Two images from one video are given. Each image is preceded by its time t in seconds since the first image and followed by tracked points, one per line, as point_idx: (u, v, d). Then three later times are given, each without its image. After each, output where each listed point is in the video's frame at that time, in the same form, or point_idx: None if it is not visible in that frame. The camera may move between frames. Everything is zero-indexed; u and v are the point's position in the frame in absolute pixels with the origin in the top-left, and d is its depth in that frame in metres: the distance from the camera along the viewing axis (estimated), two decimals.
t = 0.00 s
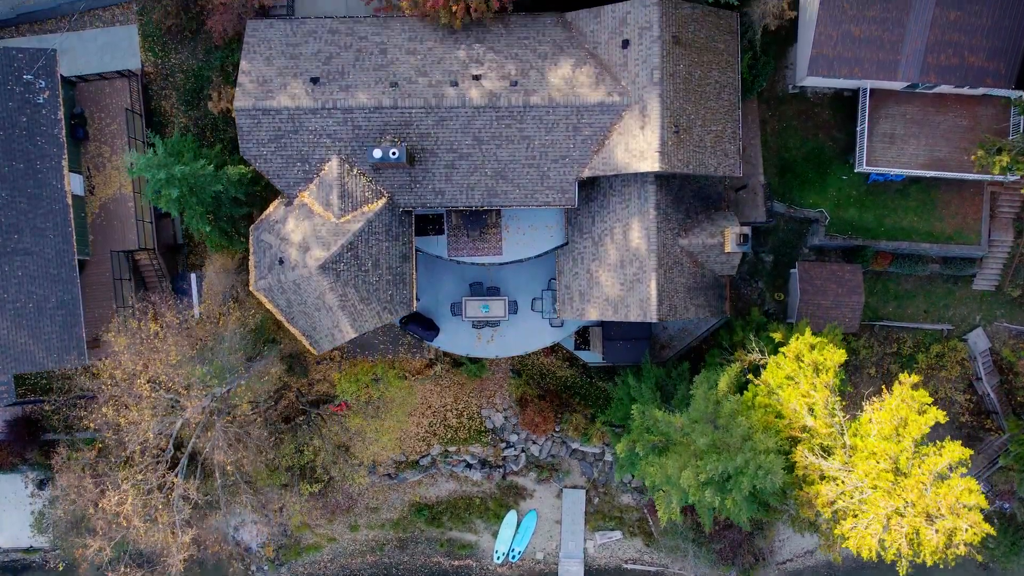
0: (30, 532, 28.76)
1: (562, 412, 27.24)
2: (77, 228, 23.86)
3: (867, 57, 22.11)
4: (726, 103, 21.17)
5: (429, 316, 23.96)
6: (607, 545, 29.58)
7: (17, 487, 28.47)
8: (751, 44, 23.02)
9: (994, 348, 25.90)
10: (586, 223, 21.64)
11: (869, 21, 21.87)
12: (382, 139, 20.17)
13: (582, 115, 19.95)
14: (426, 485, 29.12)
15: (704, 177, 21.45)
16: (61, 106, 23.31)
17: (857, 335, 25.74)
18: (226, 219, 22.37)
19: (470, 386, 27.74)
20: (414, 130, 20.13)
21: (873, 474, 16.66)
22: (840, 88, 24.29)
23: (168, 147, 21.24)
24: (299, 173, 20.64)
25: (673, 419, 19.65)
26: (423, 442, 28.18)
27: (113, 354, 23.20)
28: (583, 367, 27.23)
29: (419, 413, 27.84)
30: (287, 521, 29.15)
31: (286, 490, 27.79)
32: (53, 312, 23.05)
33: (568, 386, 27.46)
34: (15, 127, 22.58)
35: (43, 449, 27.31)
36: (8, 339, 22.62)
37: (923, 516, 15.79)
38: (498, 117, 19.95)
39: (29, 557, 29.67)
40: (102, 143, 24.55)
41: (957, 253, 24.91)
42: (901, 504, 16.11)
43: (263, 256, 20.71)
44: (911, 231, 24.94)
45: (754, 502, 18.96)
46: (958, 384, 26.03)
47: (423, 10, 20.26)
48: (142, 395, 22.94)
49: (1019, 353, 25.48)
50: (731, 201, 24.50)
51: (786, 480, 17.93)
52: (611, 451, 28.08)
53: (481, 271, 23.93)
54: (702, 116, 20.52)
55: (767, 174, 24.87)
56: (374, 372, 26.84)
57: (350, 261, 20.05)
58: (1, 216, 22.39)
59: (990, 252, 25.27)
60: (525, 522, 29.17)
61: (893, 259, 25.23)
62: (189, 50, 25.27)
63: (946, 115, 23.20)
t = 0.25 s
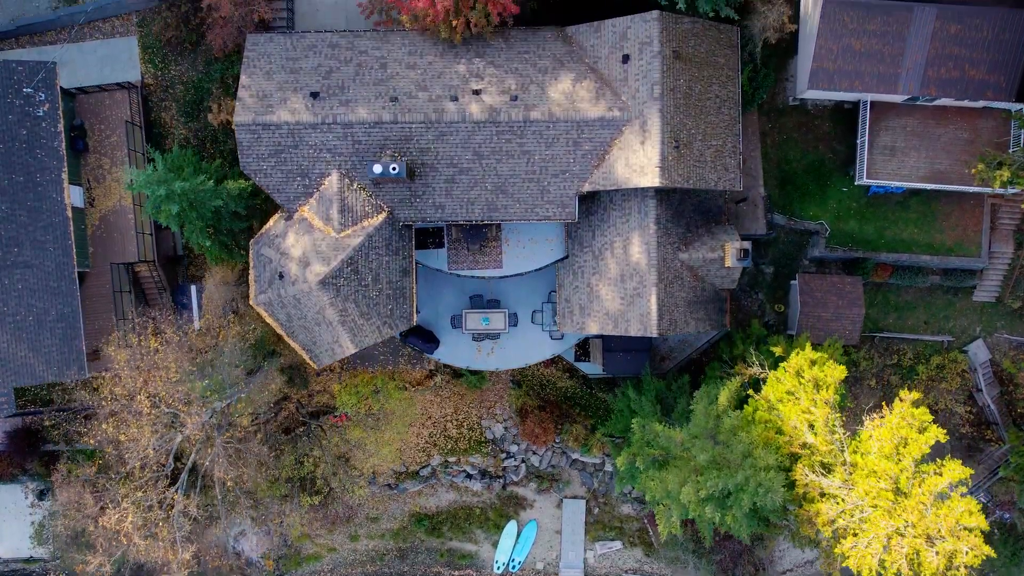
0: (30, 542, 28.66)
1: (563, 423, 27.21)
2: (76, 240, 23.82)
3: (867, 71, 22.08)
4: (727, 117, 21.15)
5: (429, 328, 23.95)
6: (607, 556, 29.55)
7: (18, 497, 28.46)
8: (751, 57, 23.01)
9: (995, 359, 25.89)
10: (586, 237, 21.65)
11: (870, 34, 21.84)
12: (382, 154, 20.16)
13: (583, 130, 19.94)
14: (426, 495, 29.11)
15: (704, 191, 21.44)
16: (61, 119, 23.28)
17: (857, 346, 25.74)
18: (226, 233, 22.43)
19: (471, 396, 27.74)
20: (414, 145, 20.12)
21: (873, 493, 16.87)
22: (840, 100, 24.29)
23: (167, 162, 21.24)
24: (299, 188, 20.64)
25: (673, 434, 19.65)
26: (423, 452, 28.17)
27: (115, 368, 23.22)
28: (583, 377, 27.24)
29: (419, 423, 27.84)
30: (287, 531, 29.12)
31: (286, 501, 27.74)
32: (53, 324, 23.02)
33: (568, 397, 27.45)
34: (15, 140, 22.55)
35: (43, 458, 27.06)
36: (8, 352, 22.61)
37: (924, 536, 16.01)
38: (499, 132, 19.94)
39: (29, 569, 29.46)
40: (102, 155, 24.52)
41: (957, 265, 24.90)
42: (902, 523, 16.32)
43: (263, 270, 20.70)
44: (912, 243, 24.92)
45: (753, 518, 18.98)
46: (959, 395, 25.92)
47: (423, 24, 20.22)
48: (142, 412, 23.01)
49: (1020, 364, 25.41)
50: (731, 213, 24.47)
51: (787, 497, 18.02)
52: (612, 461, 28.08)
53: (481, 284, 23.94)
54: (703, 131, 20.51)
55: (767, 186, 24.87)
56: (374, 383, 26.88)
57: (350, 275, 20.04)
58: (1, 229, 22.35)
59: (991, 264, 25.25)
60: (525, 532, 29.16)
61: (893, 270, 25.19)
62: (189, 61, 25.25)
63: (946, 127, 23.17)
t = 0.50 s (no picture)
0: (30, 554, 28.57)
1: (563, 434, 27.18)
2: (76, 253, 23.77)
3: (867, 85, 22.06)
4: (727, 132, 21.14)
5: (429, 341, 23.96)
6: (607, 566, 29.52)
7: (18, 508, 28.44)
8: (751, 71, 23.00)
9: (995, 370, 25.84)
10: (586, 252, 21.65)
11: (870, 49, 21.79)
12: (382, 170, 20.15)
13: (583, 146, 19.92)
14: (426, 506, 29.09)
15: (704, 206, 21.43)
16: (61, 132, 23.24)
17: (857, 358, 25.74)
18: (227, 247, 22.50)
19: (471, 407, 27.71)
20: (414, 161, 20.10)
21: (873, 512, 16.94)
22: (840, 113, 24.28)
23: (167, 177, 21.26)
24: (299, 203, 20.63)
25: (674, 450, 19.64)
26: (423, 463, 28.15)
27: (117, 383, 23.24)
28: (583, 389, 27.22)
29: (419, 434, 27.82)
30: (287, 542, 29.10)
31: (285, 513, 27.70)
32: (53, 338, 22.99)
33: (568, 408, 27.43)
34: (15, 154, 22.54)
35: (44, 470, 26.82)
36: (8, 366, 22.61)
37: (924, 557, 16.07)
38: (499, 148, 19.91)
39: None
40: (102, 168, 24.40)
41: (958, 278, 24.89)
42: (902, 544, 16.37)
43: (263, 285, 20.69)
44: (912, 255, 24.91)
45: (753, 536, 18.95)
46: (960, 407, 25.68)
47: (423, 39, 20.18)
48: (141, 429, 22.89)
49: (1020, 376, 25.36)
50: (731, 226, 24.61)
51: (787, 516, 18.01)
52: (612, 472, 28.06)
53: (480, 297, 23.95)
54: (703, 146, 20.50)
55: (767, 199, 24.89)
56: (374, 394, 26.90)
57: (350, 291, 20.02)
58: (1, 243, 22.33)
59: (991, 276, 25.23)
60: (525, 543, 29.15)
61: (893, 282, 25.19)
62: (189, 74, 25.24)
63: (946, 141, 23.12)
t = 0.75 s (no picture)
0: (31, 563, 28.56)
1: (563, 445, 27.15)
2: (76, 264, 23.74)
3: (868, 98, 22.04)
4: (727, 146, 21.12)
5: (429, 353, 23.97)
6: None
7: (17, 518, 28.38)
8: (752, 83, 22.99)
9: (995, 381, 25.80)
10: (587, 265, 21.66)
11: (871, 62, 21.76)
12: (382, 184, 20.13)
13: (583, 160, 19.89)
14: (426, 515, 29.08)
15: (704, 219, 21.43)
16: (61, 145, 23.19)
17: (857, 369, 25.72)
18: (227, 260, 22.53)
19: (471, 417, 27.70)
20: (414, 175, 20.08)
21: (873, 531, 16.95)
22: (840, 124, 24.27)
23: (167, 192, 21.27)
24: (299, 217, 20.61)
25: (674, 465, 19.63)
26: (423, 473, 28.13)
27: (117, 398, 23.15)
28: (583, 400, 27.19)
29: (419, 444, 27.80)
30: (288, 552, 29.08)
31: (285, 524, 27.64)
32: (52, 351, 22.97)
33: (568, 418, 27.41)
34: (14, 167, 22.51)
35: (44, 480, 26.70)
36: (8, 379, 22.60)
37: None
38: (499, 162, 19.89)
39: None
40: (101, 180, 24.38)
41: (958, 289, 24.87)
42: (903, 563, 16.38)
43: (263, 299, 20.68)
44: (913, 266, 24.90)
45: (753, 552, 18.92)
46: (960, 418, 25.49)
47: (423, 53, 20.12)
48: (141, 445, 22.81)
49: (1020, 387, 25.32)
50: (731, 237, 24.62)
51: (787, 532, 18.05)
52: (612, 482, 28.07)
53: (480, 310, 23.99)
54: (703, 160, 20.49)
55: (767, 210, 24.90)
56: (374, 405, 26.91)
57: (350, 305, 20.00)
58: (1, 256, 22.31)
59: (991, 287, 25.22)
60: (525, 553, 29.13)
61: (893, 293, 25.20)
62: (189, 85, 25.22)
63: (947, 152, 23.09)
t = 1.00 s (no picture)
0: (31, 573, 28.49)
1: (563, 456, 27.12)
2: (76, 276, 23.68)
3: (868, 112, 22.03)
4: (727, 161, 21.11)
5: (429, 367, 24.00)
6: None
7: (18, 528, 28.40)
8: (752, 96, 22.99)
9: (995, 393, 25.76)
10: (587, 279, 21.66)
11: (871, 76, 21.75)
12: (382, 199, 20.11)
13: (584, 175, 19.87)
14: (426, 526, 29.08)
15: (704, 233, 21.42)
16: (60, 158, 23.17)
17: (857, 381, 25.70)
18: (227, 274, 22.54)
19: (471, 428, 27.68)
20: (414, 190, 20.06)
21: (874, 550, 16.98)
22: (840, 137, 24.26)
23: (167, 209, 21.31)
24: (300, 232, 20.59)
25: (674, 480, 19.61)
26: (423, 484, 28.11)
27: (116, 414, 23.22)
28: (584, 412, 27.20)
29: (419, 455, 27.78)
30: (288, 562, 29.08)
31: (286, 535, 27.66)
32: (52, 364, 22.96)
33: (569, 429, 27.42)
34: (14, 180, 22.50)
35: (45, 491, 26.77)
36: (8, 392, 22.58)
37: None
38: (499, 177, 19.86)
39: None
40: (101, 192, 24.35)
41: (958, 301, 24.84)
42: None
43: (263, 314, 20.67)
44: (913, 279, 24.88)
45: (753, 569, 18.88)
46: (961, 430, 25.39)
47: (423, 68, 20.07)
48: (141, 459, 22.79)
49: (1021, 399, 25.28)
50: (731, 250, 24.62)
51: (788, 550, 18.05)
52: (612, 493, 28.05)
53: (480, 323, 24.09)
54: (703, 175, 20.48)
55: (767, 222, 24.92)
56: (374, 417, 26.91)
57: (350, 320, 19.98)
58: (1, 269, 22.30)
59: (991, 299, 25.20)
60: (525, 563, 29.15)
61: (894, 305, 25.19)
62: (189, 97, 25.24)
63: (947, 165, 23.06)
